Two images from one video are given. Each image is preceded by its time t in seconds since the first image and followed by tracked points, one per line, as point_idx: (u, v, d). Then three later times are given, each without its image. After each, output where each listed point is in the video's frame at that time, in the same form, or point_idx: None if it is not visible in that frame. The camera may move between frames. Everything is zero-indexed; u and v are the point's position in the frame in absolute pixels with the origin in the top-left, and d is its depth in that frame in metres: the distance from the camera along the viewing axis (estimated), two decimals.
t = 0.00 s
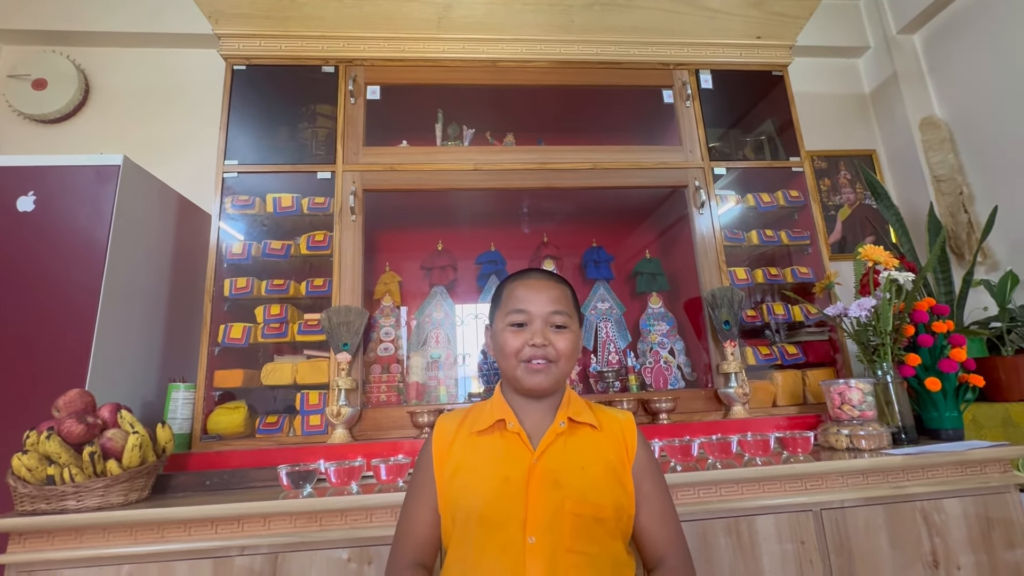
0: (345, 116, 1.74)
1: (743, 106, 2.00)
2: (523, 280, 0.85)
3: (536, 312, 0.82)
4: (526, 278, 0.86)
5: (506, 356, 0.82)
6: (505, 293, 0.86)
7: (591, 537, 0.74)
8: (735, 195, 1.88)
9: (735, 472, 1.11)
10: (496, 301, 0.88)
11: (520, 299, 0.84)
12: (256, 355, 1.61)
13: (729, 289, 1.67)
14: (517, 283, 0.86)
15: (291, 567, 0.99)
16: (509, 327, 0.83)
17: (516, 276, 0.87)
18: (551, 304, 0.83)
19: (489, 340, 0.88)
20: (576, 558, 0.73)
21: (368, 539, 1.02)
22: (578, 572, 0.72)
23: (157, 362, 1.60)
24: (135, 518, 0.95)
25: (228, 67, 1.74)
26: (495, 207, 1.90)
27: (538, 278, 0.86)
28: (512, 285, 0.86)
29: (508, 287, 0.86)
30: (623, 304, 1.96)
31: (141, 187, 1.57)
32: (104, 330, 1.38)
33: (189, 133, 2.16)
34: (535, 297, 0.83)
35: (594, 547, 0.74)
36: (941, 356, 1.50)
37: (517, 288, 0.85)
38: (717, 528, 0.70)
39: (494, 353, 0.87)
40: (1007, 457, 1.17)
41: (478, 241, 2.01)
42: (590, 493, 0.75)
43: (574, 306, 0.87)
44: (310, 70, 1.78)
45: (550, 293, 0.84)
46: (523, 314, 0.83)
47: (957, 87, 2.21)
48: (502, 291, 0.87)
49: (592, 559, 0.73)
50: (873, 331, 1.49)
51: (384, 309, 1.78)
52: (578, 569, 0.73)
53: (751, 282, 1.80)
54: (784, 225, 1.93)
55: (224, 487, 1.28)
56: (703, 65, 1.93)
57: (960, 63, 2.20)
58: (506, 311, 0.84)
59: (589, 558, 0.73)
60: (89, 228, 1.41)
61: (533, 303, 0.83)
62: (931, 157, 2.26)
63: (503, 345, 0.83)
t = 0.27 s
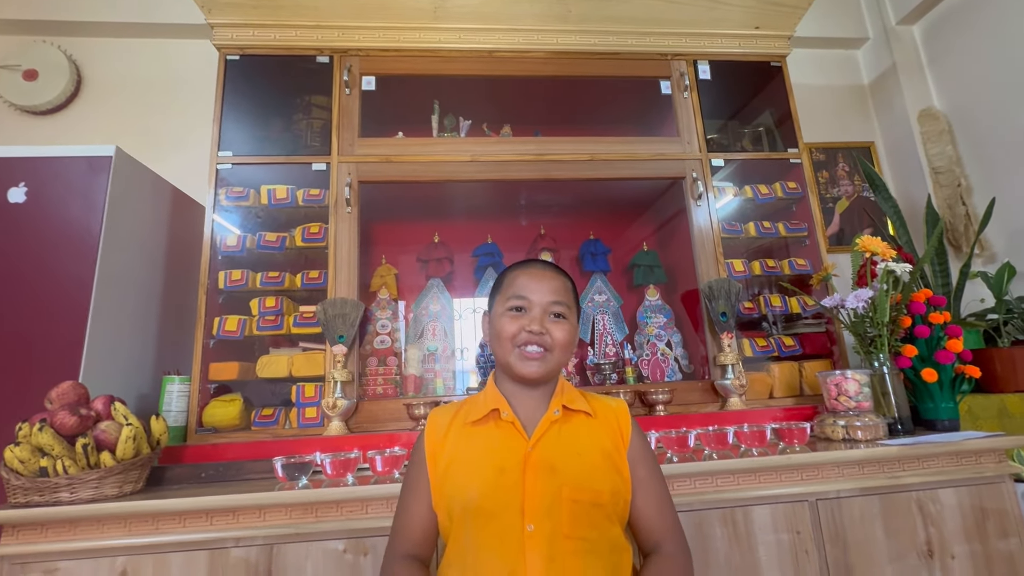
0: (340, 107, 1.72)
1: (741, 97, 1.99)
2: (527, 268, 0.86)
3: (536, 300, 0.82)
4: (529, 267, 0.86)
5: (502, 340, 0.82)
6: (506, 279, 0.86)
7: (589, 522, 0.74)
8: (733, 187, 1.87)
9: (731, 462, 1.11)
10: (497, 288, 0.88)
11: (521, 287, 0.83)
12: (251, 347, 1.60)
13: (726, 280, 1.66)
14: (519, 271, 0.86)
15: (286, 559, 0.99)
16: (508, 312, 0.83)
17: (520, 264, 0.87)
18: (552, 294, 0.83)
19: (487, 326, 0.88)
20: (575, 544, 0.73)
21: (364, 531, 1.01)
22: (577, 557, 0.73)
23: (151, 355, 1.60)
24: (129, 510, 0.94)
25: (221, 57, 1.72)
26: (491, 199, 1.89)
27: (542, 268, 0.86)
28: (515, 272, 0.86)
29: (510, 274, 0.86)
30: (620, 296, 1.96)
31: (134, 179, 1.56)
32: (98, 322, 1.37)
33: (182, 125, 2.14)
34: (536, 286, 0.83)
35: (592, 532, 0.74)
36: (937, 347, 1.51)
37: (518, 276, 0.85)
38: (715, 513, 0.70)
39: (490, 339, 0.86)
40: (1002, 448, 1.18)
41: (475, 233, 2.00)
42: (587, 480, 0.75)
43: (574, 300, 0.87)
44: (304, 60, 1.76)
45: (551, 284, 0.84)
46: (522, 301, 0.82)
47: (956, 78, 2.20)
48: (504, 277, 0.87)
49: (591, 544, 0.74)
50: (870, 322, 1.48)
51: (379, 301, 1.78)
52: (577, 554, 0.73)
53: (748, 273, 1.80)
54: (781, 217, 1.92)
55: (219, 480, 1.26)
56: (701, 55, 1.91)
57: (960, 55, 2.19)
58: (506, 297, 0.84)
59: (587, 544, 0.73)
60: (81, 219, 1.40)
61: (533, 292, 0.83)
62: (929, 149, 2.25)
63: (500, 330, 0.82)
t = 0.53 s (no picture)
0: (334, 100, 1.71)
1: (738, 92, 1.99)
2: (540, 264, 0.84)
3: (545, 295, 0.80)
4: (542, 263, 0.85)
5: (506, 331, 0.80)
6: (518, 270, 0.85)
7: (583, 513, 0.74)
8: (730, 182, 1.87)
9: (726, 457, 1.11)
10: (508, 277, 0.86)
11: (532, 280, 0.82)
12: (245, 343, 1.60)
13: (722, 276, 1.67)
14: (533, 264, 0.84)
15: (280, 554, 0.99)
16: (515, 304, 0.81)
17: (534, 259, 0.86)
18: (562, 292, 0.82)
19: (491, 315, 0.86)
20: (568, 534, 0.73)
21: (358, 526, 1.01)
22: (570, 549, 0.72)
23: (145, 351, 1.59)
24: (121, 505, 0.94)
25: (214, 50, 1.71)
26: (487, 193, 1.88)
27: (555, 265, 0.85)
28: (527, 266, 0.84)
29: (524, 266, 0.85)
30: (617, 291, 1.95)
31: (126, 173, 1.54)
32: (90, 317, 1.36)
33: (174, 119, 2.13)
34: (547, 281, 0.82)
35: (586, 523, 0.74)
36: (933, 342, 1.50)
37: (531, 269, 0.83)
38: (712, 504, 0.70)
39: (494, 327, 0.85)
40: (996, 441, 1.18)
41: (471, 228, 1.99)
42: (581, 471, 0.75)
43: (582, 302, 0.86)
44: (298, 53, 1.75)
45: (563, 283, 0.83)
46: (532, 294, 0.81)
47: (953, 72, 2.20)
48: (517, 268, 0.86)
49: (585, 536, 0.73)
50: (866, 317, 1.50)
51: (375, 297, 1.76)
52: (571, 546, 0.72)
53: (745, 268, 1.80)
54: (778, 212, 1.92)
55: (212, 475, 1.28)
56: (699, 49, 1.90)
57: (958, 49, 2.18)
58: (515, 287, 0.83)
59: (581, 534, 0.73)
60: (72, 214, 1.39)
61: (544, 286, 0.81)
62: (926, 144, 2.25)
63: (505, 320, 0.81)
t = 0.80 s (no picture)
0: (333, 98, 1.71)
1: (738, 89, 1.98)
2: (541, 260, 0.84)
3: (548, 292, 0.80)
4: (543, 259, 0.84)
5: (508, 328, 0.79)
6: (519, 266, 0.84)
7: (583, 510, 0.74)
8: (730, 180, 1.87)
9: (725, 455, 1.11)
10: (508, 273, 0.85)
11: (534, 276, 0.81)
12: (245, 341, 1.59)
13: (722, 273, 1.67)
14: (535, 260, 0.84)
15: (279, 551, 0.99)
16: (517, 300, 0.80)
17: (534, 256, 0.86)
18: (564, 289, 0.81)
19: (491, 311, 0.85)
20: (568, 531, 0.73)
21: (358, 523, 1.01)
22: (570, 545, 0.72)
23: (144, 349, 1.59)
24: (120, 503, 0.94)
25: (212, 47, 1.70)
26: (486, 191, 1.88)
27: (556, 262, 0.84)
28: (528, 262, 0.84)
29: (525, 262, 0.84)
30: (616, 289, 1.95)
31: (124, 170, 1.54)
32: (88, 314, 1.36)
33: (172, 117, 2.12)
34: (549, 278, 0.81)
35: (586, 520, 0.74)
36: (932, 339, 1.50)
37: (533, 265, 0.83)
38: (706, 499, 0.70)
39: (494, 323, 0.84)
40: (995, 439, 1.18)
41: (471, 226, 1.99)
42: (581, 468, 0.75)
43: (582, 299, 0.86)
44: (297, 50, 1.74)
45: (565, 279, 0.82)
46: (534, 290, 0.80)
47: (953, 70, 2.20)
48: (518, 264, 0.85)
49: (584, 533, 0.73)
50: (865, 315, 1.50)
51: (374, 295, 1.76)
52: (570, 542, 0.72)
53: (744, 266, 1.80)
54: (778, 210, 1.91)
55: (210, 472, 1.28)
56: (698, 46, 1.90)
57: (958, 47, 2.18)
58: (517, 283, 0.82)
59: (581, 531, 0.73)
60: (70, 211, 1.39)
61: (546, 283, 0.81)
62: (926, 142, 2.25)
63: (507, 316, 0.80)
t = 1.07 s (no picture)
0: (331, 95, 1.70)
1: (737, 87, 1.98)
2: (536, 255, 0.83)
3: (545, 287, 0.79)
4: (538, 254, 0.84)
5: (505, 324, 0.78)
6: (515, 262, 0.83)
7: (579, 507, 0.74)
8: (729, 178, 1.87)
9: (724, 453, 1.11)
10: (503, 269, 0.85)
11: (530, 271, 0.81)
12: (243, 339, 1.59)
13: (721, 272, 1.67)
14: (531, 255, 0.83)
15: (279, 550, 0.99)
16: (513, 296, 0.79)
17: (528, 251, 0.85)
18: (561, 284, 0.81)
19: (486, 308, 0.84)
20: (564, 529, 0.72)
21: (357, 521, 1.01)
22: (566, 543, 0.72)
23: (142, 346, 1.58)
24: (119, 502, 0.93)
25: (209, 44, 1.69)
26: (485, 189, 1.88)
27: (550, 257, 0.84)
28: (523, 257, 0.83)
29: (520, 257, 0.83)
30: (615, 288, 1.95)
31: (122, 167, 1.53)
32: (86, 312, 1.35)
33: (170, 114, 2.11)
34: (546, 273, 0.81)
35: (582, 517, 0.74)
36: (930, 338, 1.50)
37: (529, 261, 0.82)
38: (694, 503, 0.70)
39: (490, 320, 0.83)
40: (992, 437, 1.18)
41: (470, 224, 1.99)
42: (577, 466, 0.75)
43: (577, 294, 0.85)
44: (295, 47, 1.73)
45: (561, 274, 0.82)
46: (531, 285, 0.80)
47: (952, 69, 2.20)
48: (513, 260, 0.84)
49: (580, 530, 0.73)
50: (864, 313, 1.49)
51: (373, 293, 1.76)
52: (566, 540, 0.72)
53: (743, 265, 1.80)
54: (777, 208, 1.91)
55: (209, 471, 1.28)
56: (698, 44, 1.90)
57: (958, 45, 2.18)
58: (513, 279, 0.81)
59: (577, 529, 0.73)
60: (68, 208, 1.38)
61: (543, 278, 0.80)
62: (925, 141, 2.25)
63: (504, 312, 0.79)
